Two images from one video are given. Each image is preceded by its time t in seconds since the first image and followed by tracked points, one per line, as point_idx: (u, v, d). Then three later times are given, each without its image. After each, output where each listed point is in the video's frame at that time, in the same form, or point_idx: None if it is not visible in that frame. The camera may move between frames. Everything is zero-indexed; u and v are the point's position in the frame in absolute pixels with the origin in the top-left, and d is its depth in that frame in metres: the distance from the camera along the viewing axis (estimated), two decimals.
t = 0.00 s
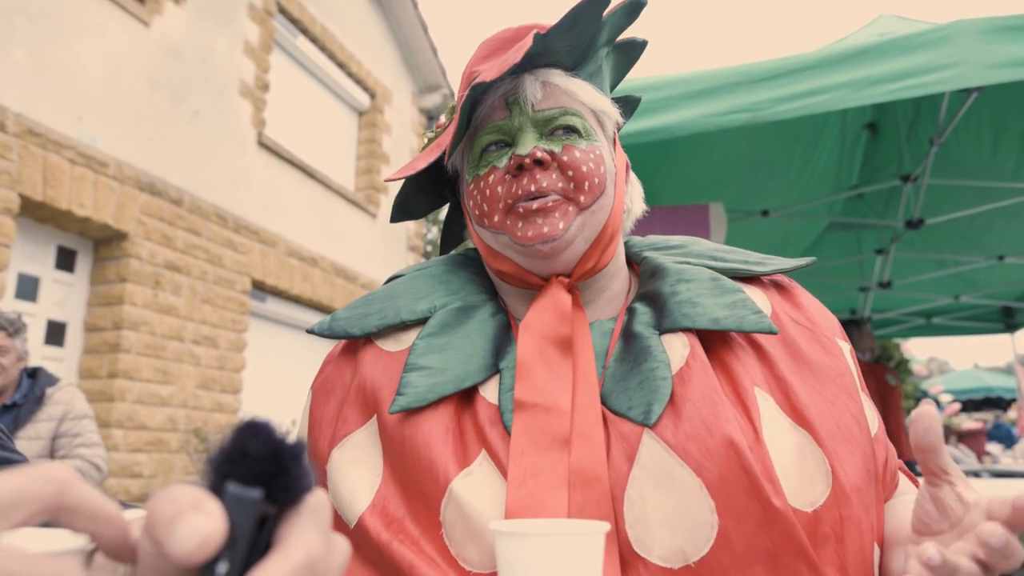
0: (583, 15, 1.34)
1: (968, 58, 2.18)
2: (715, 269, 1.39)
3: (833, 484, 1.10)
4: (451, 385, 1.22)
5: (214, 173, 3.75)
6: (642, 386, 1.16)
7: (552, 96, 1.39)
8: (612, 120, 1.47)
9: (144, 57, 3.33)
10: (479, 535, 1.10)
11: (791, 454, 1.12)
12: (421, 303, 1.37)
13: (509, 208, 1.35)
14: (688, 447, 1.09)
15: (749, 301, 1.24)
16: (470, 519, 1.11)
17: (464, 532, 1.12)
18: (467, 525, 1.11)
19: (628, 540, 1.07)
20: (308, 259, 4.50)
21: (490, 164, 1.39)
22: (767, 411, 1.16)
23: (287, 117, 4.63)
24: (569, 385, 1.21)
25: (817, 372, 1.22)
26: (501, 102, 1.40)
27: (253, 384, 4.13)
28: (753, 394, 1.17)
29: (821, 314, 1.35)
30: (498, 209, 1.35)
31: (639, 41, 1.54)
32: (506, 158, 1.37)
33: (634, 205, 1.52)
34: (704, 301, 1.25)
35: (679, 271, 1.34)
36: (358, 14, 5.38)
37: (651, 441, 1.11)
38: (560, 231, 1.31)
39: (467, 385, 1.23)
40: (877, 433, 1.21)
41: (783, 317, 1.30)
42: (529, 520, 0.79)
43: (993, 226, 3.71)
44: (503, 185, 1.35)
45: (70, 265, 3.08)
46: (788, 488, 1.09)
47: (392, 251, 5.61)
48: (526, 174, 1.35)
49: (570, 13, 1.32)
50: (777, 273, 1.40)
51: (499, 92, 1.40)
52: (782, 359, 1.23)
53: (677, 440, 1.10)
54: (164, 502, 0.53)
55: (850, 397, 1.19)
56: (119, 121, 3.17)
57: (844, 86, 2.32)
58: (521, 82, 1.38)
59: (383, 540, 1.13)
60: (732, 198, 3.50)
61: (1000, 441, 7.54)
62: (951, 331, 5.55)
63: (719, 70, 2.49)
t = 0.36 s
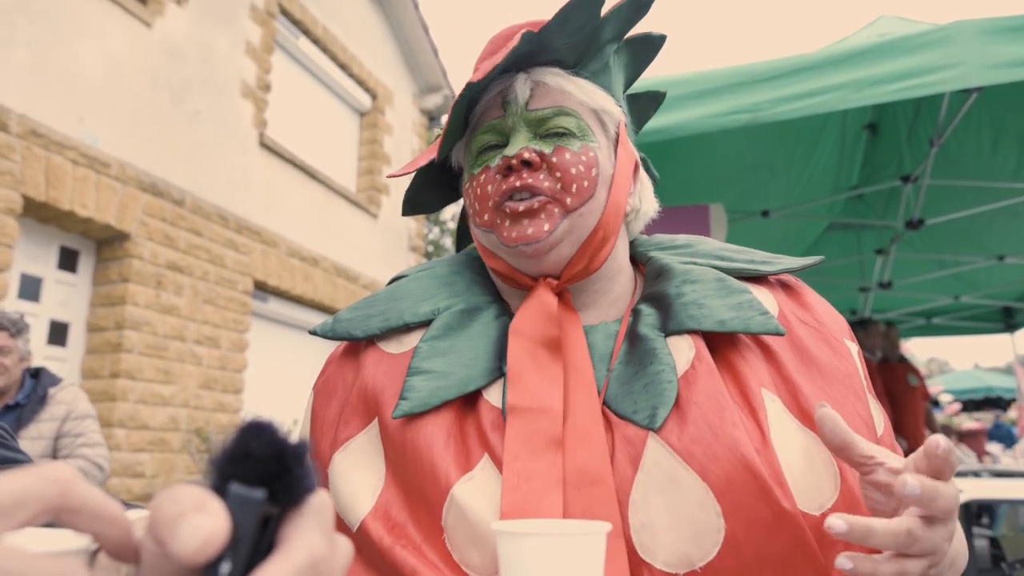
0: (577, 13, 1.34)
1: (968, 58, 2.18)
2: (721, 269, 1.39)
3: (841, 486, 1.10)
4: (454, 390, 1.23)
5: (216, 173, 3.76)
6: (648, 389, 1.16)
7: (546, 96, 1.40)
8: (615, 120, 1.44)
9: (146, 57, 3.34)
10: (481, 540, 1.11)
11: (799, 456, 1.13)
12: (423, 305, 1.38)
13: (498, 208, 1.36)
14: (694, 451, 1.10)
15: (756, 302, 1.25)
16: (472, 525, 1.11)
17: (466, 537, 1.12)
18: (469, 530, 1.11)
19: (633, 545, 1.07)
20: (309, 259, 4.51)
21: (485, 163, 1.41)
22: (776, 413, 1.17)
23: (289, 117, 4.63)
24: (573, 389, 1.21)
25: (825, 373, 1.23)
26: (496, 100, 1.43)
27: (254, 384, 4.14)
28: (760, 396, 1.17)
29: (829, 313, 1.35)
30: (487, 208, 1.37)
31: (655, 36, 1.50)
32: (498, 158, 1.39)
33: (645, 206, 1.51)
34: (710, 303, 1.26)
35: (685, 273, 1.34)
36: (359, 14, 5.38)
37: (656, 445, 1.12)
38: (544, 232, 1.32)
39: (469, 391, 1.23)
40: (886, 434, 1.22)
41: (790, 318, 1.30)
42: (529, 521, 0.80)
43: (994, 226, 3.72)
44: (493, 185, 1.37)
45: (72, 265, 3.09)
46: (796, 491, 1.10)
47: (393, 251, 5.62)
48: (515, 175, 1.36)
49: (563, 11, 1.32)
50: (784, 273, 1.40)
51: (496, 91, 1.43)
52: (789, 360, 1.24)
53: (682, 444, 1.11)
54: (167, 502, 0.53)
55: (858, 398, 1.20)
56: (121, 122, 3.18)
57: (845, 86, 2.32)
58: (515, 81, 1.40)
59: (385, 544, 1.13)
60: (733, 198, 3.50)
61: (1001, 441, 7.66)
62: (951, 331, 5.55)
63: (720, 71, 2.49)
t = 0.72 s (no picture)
0: (536, 15, 1.34)
1: (967, 59, 2.19)
2: (720, 269, 1.39)
3: (841, 484, 1.10)
4: (452, 390, 1.23)
5: (217, 174, 3.77)
6: (645, 390, 1.17)
7: (518, 100, 1.41)
8: (595, 121, 1.44)
9: (147, 58, 3.34)
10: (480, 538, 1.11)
11: (799, 455, 1.13)
12: (423, 305, 1.38)
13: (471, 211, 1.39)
14: (691, 451, 1.10)
15: (754, 304, 1.25)
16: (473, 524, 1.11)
17: (466, 536, 1.13)
18: (469, 529, 1.12)
19: (632, 544, 1.08)
20: (310, 260, 4.52)
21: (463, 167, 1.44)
22: (774, 411, 1.17)
23: (289, 118, 4.64)
24: (572, 388, 1.22)
25: (824, 372, 1.23)
26: (473, 106, 1.45)
27: (255, 384, 4.15)
28: (758, 394, 1.18)
29: (829, 312, 1.36)
30: (462, 211, 1.39)
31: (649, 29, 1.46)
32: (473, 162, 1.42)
33: (641, 204, 1.50)
34: (707, 304, 1.26)
35: (683, 273, 1.34)
36: (360, 15, 5.38)
37: (654, 445, 1.12)
38: (510, 233, 1.32)
39: (467, 391, 1.24)
40: (887, 431, 1.22)
41: (790, 317, 1.31)
42: (529, 522, 0.80)
43: (993, 226, 3.72)
44: (467, 188, 1.40)
45: (74, 265, 3.10)
46: (795, 489, 1.10)
47: (394, 251, 5.62)
48: (485, 178, 1.38)
49: (518, 14, 1.33)
50: (783, 273, 1.40)
51: (471, 97, 1.46)
52: (789, 359, 1.24)
53: (680, 444, 1.11)
54: (169, 502, 0.54)
55: (858, 396, 1.20)
56: (122, 122, 3.18)
57: (846, 87, 2.32)
58: (486, 85, 1.43)
59: (386, 543, 1.14)
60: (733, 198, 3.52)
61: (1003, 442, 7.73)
62: (951, 331, 5.56)
63: (719, 71, 2.50)
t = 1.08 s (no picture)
0: (546, 14, 1.35)
1: (968, 59, 2.18)
2: (720, 270, 1.39)
3: (840, 484, 1.10)
4: (452, 390, 1.23)
5: (217, 173, 3.77)
6: (643, 391, 1.17)
7: (527, 97, 1.41)
8: (603, 121, 1.44)
9: (147, 58, 3.34)
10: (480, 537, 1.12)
11: (798, 455, 1.13)
12: (424, 306, 1.38)
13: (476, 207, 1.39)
14: (689, 451, 1.10)
15: (754, 304, 1.25)
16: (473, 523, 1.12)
17: (466, 535, 1.13)
18: (469, 529, 1.12)
19: (630, 544, 1.08)
20: (310, 260, 4.52)
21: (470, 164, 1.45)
22: (773, 411, 1.17)
23: (290, 118, 4.64)
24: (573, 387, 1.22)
25: (823, 373, 1.23)
26: (480, 103, 1.46)
27: (255, 383, 4.15)
28: (758, 395, 1.18)
29: (829, 314, 1.36)
30: (467, 207, 1.40)
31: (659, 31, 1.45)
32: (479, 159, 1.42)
33: (646, 206, 1.51)
34: (707, 305, 1.26)
35: (683, 274, 1.34)
36: (359, 14, 5.38)
37: (653, 446, 1.12)
38: (514, 230, 1.33)
39: (467, 391, 1.24)
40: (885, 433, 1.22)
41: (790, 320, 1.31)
42: (528, 521, 0.80)
43: (993, 226, 3.71)
44: (473, 184, 1.40)
45: (74, 265, 3.10)
46: (794, 490, 1.10)
47: (394, 251, 5.62)
48: (491, 175, 1.39)
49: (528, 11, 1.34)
50: (785, 274, 1.40)
51: (479, 94, 1.46)
52: (789, 360, 1.24)
53: (678, 444, 1.11)
54: (169, 502, 0.54)
55: (857, 397, 1.20)
56: (122, 122, 3.18)
57: (846, 87, 2.32)
58: (495, 83, 1.43)
59: (387, 543, 1.14)
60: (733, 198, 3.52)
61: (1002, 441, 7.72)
62: (951, 331, 5.56)
63: (719, 71, 2.50)
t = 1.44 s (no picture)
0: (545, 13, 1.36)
1: (969, 58, 2.18)
2: (721, 270, 1.39)
3: (839, 484, 1.10)
4: (453, 390, 1.23)
5: (218, 173, 3.77)
6: (644, 390, 1.17)
7: (526, 98, 1.41)
8: (600, 120, 1.43)
9: (147, 58, 3.34)
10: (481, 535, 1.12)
11: (796, 456, 1.13)
12: (425, 306, 1.38)
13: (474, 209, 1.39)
14: (689, 450, 1.10)
15: (753, 304, 1.25)
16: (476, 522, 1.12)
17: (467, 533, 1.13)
18: (470, 527, 1.12)
19: (631, 542, 1.08)
20: (310, 259, 4.52)
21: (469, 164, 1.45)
22: (772, 410, 1.17)
23: (290, 117, 4.64)
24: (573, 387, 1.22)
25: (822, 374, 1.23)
26: (479, 103, 1.46)
27: (256, 383, 4.15)
28: (757, 394, 1.18)
29: (828, 314, 1.36)
30: (466, 209, 1.40)
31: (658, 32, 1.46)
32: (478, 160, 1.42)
33: (645, 206, 1.50)
34: (706, 305, 1.26)
35: (683, 274, 1.34)
36: (359, 14, 5.38)
37: (652, 445, 1.13)
38: (512, 236, 1.33)
39: (468, 391, 1.24)
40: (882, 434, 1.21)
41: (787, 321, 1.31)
42: (529, 520, 0.80)
43: (993, 226, 3.72)
44: (471, 185, 1.40)
45: (74, 265, 3.10)
46: (794, 490, 1.10)
47: (394, 250, 5.62)
48: (489, 176, 1.39)
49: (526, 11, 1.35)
50: (785, 274, 1.40)
51: (478, 94, 1.46)
52: (788, 360, 1.24)
53: (678, 442, 1.11)
54: (169, 502, 0.54)
55: (856, 397, 1.20)
56: (122, 122, 3.19)
57: (846, 86, 2.32)
58: (493, 83, 1.43)
59: (388, 540, 1.14)
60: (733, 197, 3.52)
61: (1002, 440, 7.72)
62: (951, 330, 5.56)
63: (720, 71, 2.50)
